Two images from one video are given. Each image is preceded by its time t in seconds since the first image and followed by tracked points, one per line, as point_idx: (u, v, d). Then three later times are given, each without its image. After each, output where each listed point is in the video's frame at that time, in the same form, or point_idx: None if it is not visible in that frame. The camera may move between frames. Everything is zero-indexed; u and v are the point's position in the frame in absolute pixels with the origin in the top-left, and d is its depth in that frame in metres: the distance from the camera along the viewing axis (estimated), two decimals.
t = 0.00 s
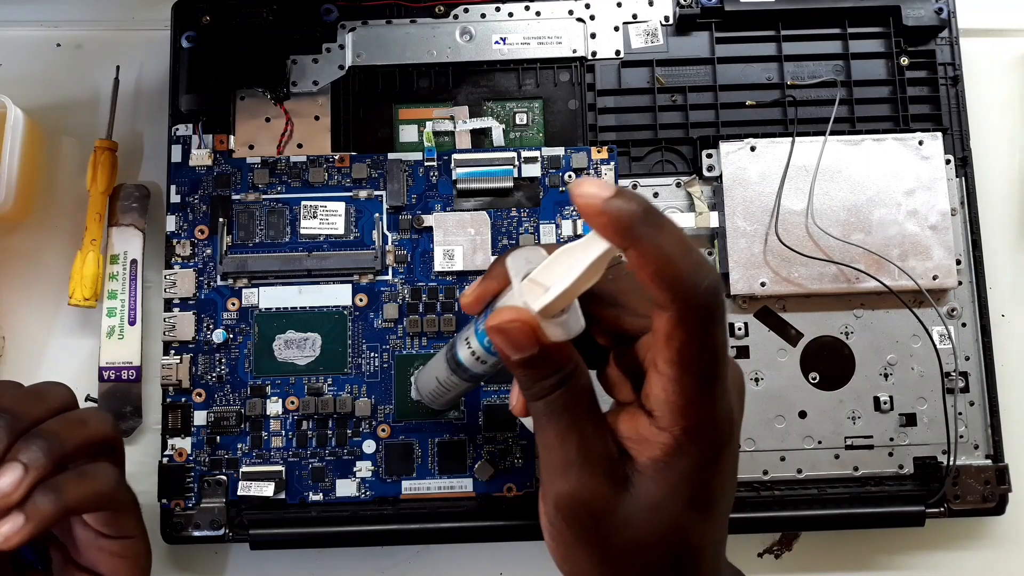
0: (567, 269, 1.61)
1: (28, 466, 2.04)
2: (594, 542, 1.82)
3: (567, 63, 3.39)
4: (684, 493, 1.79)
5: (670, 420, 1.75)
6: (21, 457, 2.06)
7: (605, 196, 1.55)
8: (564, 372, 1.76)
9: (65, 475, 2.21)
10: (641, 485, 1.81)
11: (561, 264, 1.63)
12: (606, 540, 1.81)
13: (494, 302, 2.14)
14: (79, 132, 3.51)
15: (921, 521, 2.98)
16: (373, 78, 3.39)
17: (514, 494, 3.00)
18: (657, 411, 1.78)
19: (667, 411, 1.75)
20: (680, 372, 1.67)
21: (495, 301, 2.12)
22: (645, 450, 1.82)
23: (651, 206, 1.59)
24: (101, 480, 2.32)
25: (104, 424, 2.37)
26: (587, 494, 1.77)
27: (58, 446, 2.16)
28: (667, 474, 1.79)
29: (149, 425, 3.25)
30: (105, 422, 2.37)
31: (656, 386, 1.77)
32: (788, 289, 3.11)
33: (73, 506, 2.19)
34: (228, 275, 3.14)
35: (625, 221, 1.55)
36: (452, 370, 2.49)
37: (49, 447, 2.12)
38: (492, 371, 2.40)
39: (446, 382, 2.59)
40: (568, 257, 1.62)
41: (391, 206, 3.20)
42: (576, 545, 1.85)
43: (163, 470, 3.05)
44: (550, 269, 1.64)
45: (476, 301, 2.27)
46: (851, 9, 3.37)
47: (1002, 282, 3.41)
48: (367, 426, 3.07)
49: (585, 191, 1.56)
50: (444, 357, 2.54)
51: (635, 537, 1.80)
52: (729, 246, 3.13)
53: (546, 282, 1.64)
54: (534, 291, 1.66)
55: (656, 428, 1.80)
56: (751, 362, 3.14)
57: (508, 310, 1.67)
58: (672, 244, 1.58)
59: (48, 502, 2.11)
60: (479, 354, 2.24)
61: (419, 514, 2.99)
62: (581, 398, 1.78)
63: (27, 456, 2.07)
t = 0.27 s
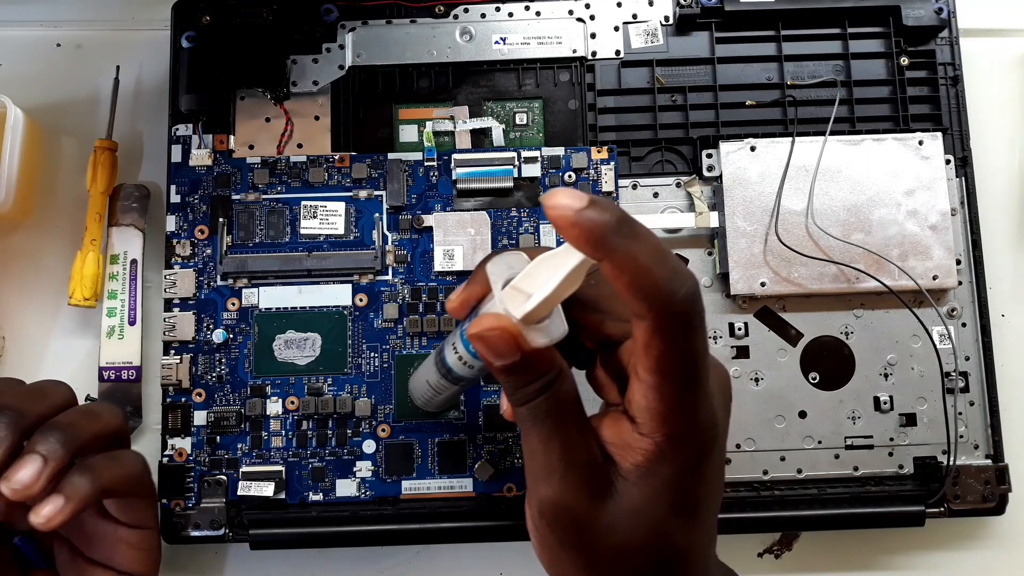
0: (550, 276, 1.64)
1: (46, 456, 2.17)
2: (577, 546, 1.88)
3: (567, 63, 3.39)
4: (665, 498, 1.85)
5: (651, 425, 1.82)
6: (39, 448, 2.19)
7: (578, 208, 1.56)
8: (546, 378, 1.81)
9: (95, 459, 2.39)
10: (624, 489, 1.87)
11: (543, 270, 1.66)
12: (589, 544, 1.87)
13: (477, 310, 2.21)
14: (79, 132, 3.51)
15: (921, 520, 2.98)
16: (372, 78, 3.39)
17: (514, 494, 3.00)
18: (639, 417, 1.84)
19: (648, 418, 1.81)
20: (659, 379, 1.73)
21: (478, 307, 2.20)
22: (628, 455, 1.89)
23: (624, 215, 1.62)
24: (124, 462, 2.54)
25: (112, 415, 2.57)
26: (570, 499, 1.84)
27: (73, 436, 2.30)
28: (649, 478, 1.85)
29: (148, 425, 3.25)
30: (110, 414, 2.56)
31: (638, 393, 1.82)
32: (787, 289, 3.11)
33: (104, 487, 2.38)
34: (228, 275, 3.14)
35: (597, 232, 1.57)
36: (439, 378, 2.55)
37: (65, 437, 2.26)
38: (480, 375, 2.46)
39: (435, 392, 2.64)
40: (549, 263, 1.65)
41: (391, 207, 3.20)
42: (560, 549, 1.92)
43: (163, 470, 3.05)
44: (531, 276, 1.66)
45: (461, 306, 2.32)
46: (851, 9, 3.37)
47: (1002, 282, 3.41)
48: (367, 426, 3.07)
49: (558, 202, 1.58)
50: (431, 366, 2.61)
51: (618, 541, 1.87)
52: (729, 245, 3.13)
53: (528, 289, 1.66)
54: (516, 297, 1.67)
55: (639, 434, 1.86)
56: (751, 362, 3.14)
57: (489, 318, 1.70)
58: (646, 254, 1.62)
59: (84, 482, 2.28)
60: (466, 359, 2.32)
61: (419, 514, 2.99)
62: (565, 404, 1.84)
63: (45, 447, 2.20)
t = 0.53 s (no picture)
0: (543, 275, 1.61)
1: (55, 447, 2.48)
2: (572, 543, 1.91)
3: (567, 63, 3.39)
4: (660, 493, 1.89)
5: (645, 423, 1.85)
6: (47, 439, 2.49)
7: (573, 207, 1.51)
8: (543, 376, 1.82)
9: (104, 449, 2.70)
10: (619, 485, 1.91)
11: (539, 269, 1.62)
12: (585, 542, 1.90)
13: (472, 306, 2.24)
14: (78, 131, 3.50)
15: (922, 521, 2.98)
16: (372, 77, 3.38)
17: (514, 494, 3.00)
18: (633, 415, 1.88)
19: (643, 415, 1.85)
20: (654, 377, 1.76)
21: (472, 304, 2.27)
22: (623, 453, 1.92)
23: (619, 215, 1.58)
24: (133, 452, 2.83)
25: (116, 407, 2.90)
26: (566, 496, 1.86)
27: (81, 427, 2.62)
28: (644, 475, 1.89)
29: (147, 425, 3.23)
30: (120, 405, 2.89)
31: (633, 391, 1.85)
32: (788, 289, 3.10)
33: (107, 477, 2.63)
34: (227, 274, 3.13)
35: (592, 231, 1.53)
36: (435, 375, 2.56)
37: (73, 428, 2.57)
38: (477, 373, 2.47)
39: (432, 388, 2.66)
40: (545, 262, 1.61)
41: (391, 206, 3.20)
42: (556, 546, 1.94)
43: (162, 471, 3.04)
44: (527, 274, 1.63)
45: (456, 303, 2.41)
46: (851, 9, 3.36)
47: (1004, 282, 3.41)
48: (366, 426, 3.06)
49: (553, 201, 1.53)
50: (427, 362, 2.62)
51: (612, 537, 1.90)
52: (730, 245, 3.12)
53: (524, 287, 1.64)
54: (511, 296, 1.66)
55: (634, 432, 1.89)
56: (751, 362, 3.13)
57: (485, 316, 1.69)
58: (641, 254, 1.61)
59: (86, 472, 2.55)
60: (461, 357, 2.33)
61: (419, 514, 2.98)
62: (561, 402, 1.86)
63: (53, 438, 2.49)
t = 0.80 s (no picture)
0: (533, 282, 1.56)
1: (57, 447, 2.46)
2: (564, 552, 1.91)
3: (567, 62, 3.37)
4: (651, 502, 1.89)
5: (636, 433, 1.85)
6: (49, 439, 2.47)
7: (558, 218, 1.50)
8: (533, 384, 1.82)
9: (106, 449, 2.69)
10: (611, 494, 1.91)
11: (530, 276, 1.57)
12: (576, 551, 1.90)
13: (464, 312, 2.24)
14: (77, 130, 3.49)
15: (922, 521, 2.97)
16: (371, 76, 3.37)
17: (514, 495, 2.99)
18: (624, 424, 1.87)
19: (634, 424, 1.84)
20: (644, 388, 1.76)
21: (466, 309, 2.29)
22: (615, 462, 1.91)
23: (605, 225, 1.57)
24: (134, 452, 2.81)
25: (117, 407, 2.89)
26: (557, 506, 1.86)
27: (83, 427, 2.61)
28: (636, 483, 1.89)
29: (146, 425, 3.22)
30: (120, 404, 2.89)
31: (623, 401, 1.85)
32: (789, 288, 3.09)
33: (111, 475, 2.63)
34: (227, 274, 3.12)
35: (577, 243, 1.51)
36: (431, 378, 2.57)
37: (76, 428, 2.56)
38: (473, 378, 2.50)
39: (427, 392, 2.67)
40: (536, 268, 1.56)
41: (390, 206, 3.18)
42: (548, 554, 1.95)
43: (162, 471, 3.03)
44: (518, 280, 1.57)
45: (449, 310, 2.37)
46: (852, 8, 3.34)
47: (1005, 282, 3.39)
48: (366, 427, 3.05)
49: (537, 212, 1.51)
50: (422, 365, 2.63)
51: (604, 547, 1.90)
52: (730, 245, 3.11)
53: (514, 294, 1.57)
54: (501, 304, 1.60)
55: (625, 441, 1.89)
56: (752, 362, 3.12)
57: (474, 324, 1.65)
58: (626, 264, 1.60)
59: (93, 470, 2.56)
60: (456, 360, 2.37)
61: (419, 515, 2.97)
62: (551, 411, 1.85)
63: (54, 438, 2.48)
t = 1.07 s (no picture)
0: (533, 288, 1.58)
1: (59, 446, 2.47)
2: (561, 556, 1.92)
3: (567, 63, 3.38)
4: (648, 506, 1.90)
5: (633, 438, 1.85)
6: (51, 439, 2.48)
7: (551, 226, 1.51)
8: (531, 389, 1.82)
9: (107, 448, 2.68)
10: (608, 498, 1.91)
11: (529, 281, 1.59)
12: (573, 554, 1.91)
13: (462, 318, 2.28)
14: (78, 131, 3.49)
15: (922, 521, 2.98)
16: (372, 77, 3.37)
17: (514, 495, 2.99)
18: (621, 429, 1.87)
19: (630, 430, 1.84)
20: (639, 393, 1.77)
21: (464, 314, 2.31)
22: (612, 467, 1.92)
23: (598, 232, 1.58)
24: (135, 451, 2.81)
25: (119, 407, 2.90)
26: (554, 511, 1.87)
27: (84, 426, 2.61)
28: (633, 488, 1.89)
29: (146, 425, 3.23)
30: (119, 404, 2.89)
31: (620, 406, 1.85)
32: (788, 288, 3.09)
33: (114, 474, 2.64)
34: (227, 274, 3.12)
35: (570, 250, 1.52)
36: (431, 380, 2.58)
37: (77, 428, 2.56)
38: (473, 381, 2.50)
39: (428, 396, 2.68)
40: (532, 275, 1.59)
41: (391, 206, 3.19)
42: (545, 557, 1.96)
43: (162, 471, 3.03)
44: (515, 287, 1.60)
45: (447, 315, 2.40)
46: (852, 8, 3.35)
47: (1004, 282, 3.40)
48: (366, 426, 3.06)
49: (530, 220, 1.52)
50: (423, 369, 2.64)
51: (600, 550, 1.91)
52: (730, 245, 3.11)
53: (511, 300, 1.60)
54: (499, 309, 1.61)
55: (622, 446, 1.89)
56: (752, 362, 3.13)
57: (473, 329, 1.65)
58: (620, 271, 1.61)
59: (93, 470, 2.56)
60: (455, 365, 2.36)
61: (419, 514, 2.98)
62: (549, 416, 1.85)
63: (56, 437, 2.49)
